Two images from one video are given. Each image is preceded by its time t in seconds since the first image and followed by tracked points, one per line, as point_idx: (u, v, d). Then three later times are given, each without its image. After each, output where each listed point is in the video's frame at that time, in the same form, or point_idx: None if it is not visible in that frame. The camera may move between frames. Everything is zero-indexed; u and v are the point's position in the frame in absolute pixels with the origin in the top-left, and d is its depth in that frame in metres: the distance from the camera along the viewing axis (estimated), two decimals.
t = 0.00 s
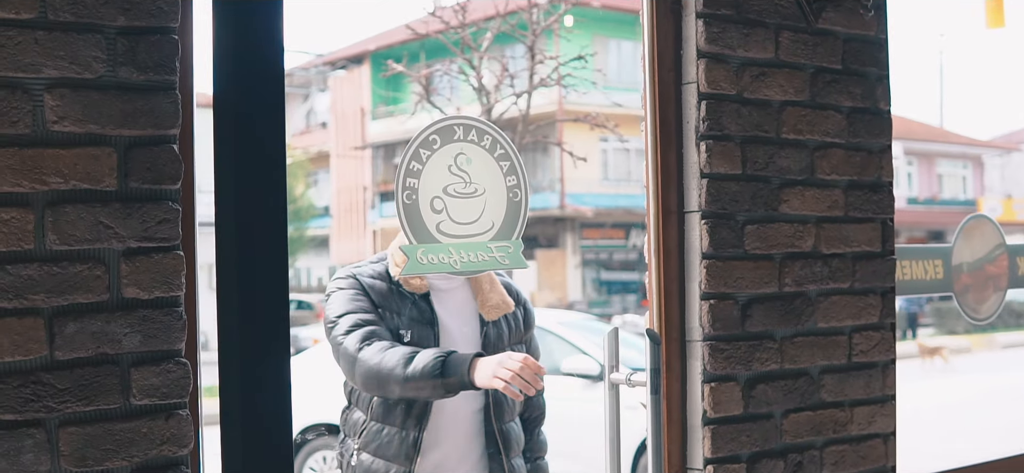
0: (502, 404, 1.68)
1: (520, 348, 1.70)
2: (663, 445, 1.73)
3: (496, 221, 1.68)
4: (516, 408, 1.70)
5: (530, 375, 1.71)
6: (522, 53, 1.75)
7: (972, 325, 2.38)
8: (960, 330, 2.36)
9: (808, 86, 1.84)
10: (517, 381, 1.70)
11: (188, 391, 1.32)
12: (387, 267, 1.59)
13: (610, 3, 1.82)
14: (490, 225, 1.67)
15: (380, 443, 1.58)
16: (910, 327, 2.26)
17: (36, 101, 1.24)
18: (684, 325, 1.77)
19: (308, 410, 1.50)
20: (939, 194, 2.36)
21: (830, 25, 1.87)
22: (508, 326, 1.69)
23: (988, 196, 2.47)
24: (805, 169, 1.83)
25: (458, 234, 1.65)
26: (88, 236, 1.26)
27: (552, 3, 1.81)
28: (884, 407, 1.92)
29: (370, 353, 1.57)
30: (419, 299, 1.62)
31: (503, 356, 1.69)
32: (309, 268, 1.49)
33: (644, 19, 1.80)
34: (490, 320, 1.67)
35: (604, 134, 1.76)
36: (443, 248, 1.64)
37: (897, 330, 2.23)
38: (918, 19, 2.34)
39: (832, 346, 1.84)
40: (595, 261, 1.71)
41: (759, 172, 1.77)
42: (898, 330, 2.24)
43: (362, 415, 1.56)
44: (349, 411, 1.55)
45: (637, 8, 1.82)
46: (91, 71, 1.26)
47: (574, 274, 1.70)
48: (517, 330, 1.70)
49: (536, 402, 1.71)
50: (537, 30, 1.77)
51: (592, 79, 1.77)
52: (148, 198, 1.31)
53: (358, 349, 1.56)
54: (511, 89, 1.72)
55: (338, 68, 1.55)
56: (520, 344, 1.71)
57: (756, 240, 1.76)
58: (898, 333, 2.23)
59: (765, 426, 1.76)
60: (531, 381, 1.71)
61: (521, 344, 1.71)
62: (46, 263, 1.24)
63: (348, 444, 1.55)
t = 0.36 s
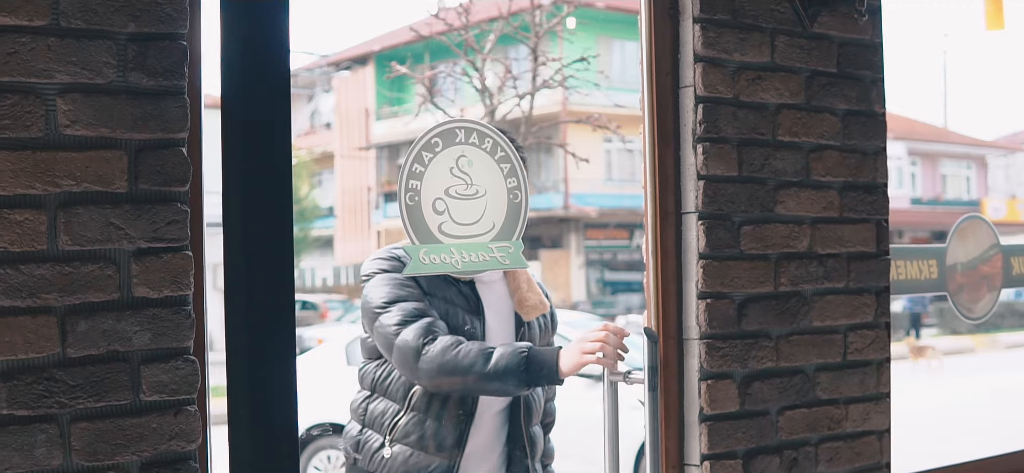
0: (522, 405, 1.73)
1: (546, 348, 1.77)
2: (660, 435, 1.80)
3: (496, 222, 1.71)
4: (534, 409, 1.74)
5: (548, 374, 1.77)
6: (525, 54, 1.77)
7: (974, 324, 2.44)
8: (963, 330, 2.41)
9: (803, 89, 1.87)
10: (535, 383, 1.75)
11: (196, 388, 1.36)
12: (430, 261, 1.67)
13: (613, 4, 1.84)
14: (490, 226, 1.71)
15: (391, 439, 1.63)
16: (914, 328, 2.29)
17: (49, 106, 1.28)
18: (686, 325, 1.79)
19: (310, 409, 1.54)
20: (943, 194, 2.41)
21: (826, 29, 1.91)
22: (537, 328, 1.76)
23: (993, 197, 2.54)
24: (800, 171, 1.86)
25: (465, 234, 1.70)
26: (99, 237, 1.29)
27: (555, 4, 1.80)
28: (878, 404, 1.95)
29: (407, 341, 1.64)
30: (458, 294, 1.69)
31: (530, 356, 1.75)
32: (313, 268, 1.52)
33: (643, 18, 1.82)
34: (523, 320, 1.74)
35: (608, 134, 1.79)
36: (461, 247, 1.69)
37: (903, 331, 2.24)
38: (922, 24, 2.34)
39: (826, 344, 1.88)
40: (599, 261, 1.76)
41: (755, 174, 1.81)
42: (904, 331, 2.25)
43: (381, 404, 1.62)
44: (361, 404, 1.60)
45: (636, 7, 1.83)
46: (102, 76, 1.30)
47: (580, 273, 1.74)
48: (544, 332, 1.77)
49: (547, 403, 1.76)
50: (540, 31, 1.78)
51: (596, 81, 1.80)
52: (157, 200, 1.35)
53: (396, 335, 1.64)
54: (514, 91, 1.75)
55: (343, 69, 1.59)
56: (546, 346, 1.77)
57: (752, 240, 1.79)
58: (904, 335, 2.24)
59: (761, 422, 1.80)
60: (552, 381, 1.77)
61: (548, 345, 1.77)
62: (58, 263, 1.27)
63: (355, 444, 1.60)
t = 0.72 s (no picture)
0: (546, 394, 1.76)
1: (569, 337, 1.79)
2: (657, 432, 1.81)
3: (498, 220, 1.74)
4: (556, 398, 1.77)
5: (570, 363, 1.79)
6: (527, 55, 1.83)
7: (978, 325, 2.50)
8: (966, 331, 2.48)
9: (796, 91, 1.90)
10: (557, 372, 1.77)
11: (201, 383, 1.40)
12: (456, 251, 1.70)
13: (615, 4, 1.89)
14: (491, 225, 1.74)
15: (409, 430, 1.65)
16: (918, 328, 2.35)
17: (57, 109, 1.32)
18: (682, 321, 1.83)
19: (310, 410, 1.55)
20: (947, 194, 2.45)
21: (818, 32, 1.94)
22: (561, 317, 1.78)
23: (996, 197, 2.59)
24: (793, 172, 1.89)
25: (471, 233, 1.72)
26: (106, 236, 1.33)
27: (556, 5, 1.90)
28: (871, 401, 1.99)
29: (433, 329, 1.67)
30: (483, 284, 1.72)
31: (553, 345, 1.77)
32: (317, 269, 1.52)
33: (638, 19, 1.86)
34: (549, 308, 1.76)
35: (608, 135, 1.82)
36: (479, 238, 1.73)
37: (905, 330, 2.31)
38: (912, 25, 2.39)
39: (820, 342, 1.91)
40: (603, 262, 1.78)
41: (749, 175, 1.84)
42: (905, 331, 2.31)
43: (404, 391, 1.64)
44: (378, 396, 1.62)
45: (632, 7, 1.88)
46: (109, 80, 1.34)
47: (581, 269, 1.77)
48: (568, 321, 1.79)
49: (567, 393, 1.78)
50: (541, 33, 1.86)
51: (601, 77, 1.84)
52: (163, 200, 1.38)
53: (421, 322, 1.67)
54: (516, 92, 1.79)
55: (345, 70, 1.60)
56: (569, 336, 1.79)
57: (746, 240, 1.83)
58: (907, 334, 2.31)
59: (755, 418, 1.83)
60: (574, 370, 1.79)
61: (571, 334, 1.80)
62: (66, 262, 1.31)
63: (368, 441, 1.62)
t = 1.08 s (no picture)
0: (555, 388, 1.77)
1: (576, 332, 1.81)
2: (642, 428, 1.84)
3: (505, 219, 1.75)
4: (564, 393, 1.78)
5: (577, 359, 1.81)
6: (526, 56, 1.97)
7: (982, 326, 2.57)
8: (970, 330, 2.55)
9: (786, 93, 1.94)
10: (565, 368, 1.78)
11: (200, 379, 1.43)
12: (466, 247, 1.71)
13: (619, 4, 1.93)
14: (496, 225, 1.75)
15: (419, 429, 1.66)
16: (920, 328, 2.42)
17: (60, 113, 1.35)
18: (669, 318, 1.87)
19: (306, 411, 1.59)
20: (951, 193, 2.52)
21: (808, 35, 1.98)
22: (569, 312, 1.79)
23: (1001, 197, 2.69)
24: (783, 173, 1.93)
25: (474, 233, 1.73)
26: (108, 237, 1.37)
27: (559, 5, 2.04)
28: (860, 398, 2.03)
29: (445, 324, 1.68)
30: (492, 280, 1.73)
31: (561, 340, 1.79)
32: (322, 269, 1.59)
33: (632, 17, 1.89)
34: (558, 304, 1.78)
35: (609, 135, 1.87)
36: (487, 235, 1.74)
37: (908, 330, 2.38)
38: (900, 28, 2.43)
39: (809, 340, 1.95)
40: (607, 262, 1.84)
41: (739, 176, 1.87)
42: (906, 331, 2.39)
43: (414, 387, 1.66)
44: (385, 393, 1.64)
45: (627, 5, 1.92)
46: (111, 84, 1.38)
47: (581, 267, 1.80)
48: (575, 317, 1.80)
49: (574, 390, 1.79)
50: (540, 35, 2.03)
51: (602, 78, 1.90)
52: (163, 201, 1.42)
53: (433, 318, 1.68)
54: (516, 92, 1.83)
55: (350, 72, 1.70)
56: (577, 331, 1.81)
57: (735, 239, 1.86)
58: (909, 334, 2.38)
59: (744, 414, 1.87)
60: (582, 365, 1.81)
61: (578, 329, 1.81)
62: (69, 261, 1.35)
63: (374, 438, 1.64)
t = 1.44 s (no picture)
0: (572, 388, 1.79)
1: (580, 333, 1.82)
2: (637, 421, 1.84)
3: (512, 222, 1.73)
4: (579, 394, 1.80)
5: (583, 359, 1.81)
6: (524, 59, 1.74)
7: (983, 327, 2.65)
8: (969, 329, 2.63)
9: (771, 97, 1.98)
10: (579, 368, 1.80)
11: (195, 376, 1.47)
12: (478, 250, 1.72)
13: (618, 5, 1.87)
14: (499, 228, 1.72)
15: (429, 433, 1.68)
16: (919, 327, 2.53)
17: (60, 117, 1.39)
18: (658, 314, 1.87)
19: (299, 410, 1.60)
20: (952, 194, 2.64)
21: (793, 40, 2.02)
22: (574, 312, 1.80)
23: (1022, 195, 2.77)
24: (768, 174, 1.97)
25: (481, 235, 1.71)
26: (106, 237, 1.41)
27: (561, 3, 1.79)
28: (844, 395, 2.08)
29: (461, 326, 1.71)
30: (504, 283, 1.74)
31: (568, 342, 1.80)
32: (323, 269, 1.54)
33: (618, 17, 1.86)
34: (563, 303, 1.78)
35: (607, 137, 1.83)
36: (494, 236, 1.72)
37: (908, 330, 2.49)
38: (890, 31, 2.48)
39: (793, 338, 2.00)
40: (609, 261, 1.83)
41: (724, 178, 1.92)
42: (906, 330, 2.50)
43: (426, 391, 1.68)
44: (391, 397, 1.65)
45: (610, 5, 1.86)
46: (109, 89, 1.42)
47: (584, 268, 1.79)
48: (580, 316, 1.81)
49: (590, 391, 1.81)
50: (538, 37, 1.75)
51: (602, 78, 1.82)
52: (159, 203, 1.46)
53: (449, 319, 1.70)
54: (514, 94, 1.74)
55: (350, 71, 1.60)
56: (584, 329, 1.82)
57: (720, 241, 1.91)
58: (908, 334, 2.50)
59: (729, 411, 1.93)
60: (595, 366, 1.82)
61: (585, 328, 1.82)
62: (68, 261, 1.39)
63: (380, 440, 1.66)
